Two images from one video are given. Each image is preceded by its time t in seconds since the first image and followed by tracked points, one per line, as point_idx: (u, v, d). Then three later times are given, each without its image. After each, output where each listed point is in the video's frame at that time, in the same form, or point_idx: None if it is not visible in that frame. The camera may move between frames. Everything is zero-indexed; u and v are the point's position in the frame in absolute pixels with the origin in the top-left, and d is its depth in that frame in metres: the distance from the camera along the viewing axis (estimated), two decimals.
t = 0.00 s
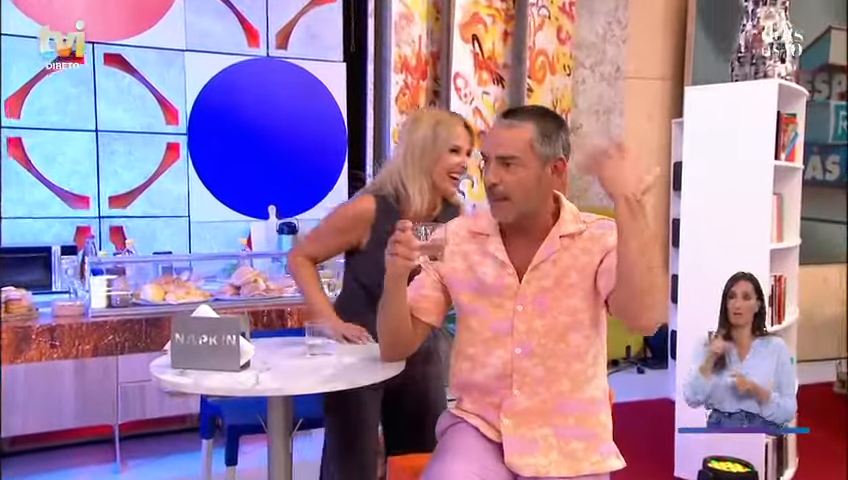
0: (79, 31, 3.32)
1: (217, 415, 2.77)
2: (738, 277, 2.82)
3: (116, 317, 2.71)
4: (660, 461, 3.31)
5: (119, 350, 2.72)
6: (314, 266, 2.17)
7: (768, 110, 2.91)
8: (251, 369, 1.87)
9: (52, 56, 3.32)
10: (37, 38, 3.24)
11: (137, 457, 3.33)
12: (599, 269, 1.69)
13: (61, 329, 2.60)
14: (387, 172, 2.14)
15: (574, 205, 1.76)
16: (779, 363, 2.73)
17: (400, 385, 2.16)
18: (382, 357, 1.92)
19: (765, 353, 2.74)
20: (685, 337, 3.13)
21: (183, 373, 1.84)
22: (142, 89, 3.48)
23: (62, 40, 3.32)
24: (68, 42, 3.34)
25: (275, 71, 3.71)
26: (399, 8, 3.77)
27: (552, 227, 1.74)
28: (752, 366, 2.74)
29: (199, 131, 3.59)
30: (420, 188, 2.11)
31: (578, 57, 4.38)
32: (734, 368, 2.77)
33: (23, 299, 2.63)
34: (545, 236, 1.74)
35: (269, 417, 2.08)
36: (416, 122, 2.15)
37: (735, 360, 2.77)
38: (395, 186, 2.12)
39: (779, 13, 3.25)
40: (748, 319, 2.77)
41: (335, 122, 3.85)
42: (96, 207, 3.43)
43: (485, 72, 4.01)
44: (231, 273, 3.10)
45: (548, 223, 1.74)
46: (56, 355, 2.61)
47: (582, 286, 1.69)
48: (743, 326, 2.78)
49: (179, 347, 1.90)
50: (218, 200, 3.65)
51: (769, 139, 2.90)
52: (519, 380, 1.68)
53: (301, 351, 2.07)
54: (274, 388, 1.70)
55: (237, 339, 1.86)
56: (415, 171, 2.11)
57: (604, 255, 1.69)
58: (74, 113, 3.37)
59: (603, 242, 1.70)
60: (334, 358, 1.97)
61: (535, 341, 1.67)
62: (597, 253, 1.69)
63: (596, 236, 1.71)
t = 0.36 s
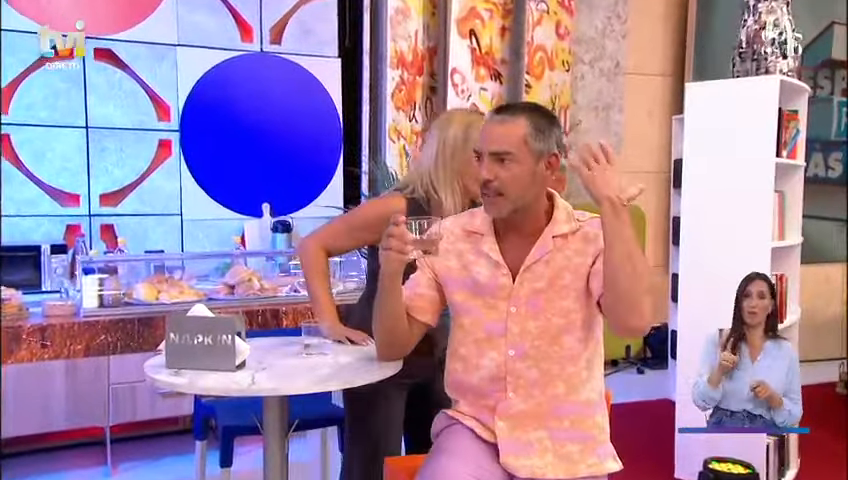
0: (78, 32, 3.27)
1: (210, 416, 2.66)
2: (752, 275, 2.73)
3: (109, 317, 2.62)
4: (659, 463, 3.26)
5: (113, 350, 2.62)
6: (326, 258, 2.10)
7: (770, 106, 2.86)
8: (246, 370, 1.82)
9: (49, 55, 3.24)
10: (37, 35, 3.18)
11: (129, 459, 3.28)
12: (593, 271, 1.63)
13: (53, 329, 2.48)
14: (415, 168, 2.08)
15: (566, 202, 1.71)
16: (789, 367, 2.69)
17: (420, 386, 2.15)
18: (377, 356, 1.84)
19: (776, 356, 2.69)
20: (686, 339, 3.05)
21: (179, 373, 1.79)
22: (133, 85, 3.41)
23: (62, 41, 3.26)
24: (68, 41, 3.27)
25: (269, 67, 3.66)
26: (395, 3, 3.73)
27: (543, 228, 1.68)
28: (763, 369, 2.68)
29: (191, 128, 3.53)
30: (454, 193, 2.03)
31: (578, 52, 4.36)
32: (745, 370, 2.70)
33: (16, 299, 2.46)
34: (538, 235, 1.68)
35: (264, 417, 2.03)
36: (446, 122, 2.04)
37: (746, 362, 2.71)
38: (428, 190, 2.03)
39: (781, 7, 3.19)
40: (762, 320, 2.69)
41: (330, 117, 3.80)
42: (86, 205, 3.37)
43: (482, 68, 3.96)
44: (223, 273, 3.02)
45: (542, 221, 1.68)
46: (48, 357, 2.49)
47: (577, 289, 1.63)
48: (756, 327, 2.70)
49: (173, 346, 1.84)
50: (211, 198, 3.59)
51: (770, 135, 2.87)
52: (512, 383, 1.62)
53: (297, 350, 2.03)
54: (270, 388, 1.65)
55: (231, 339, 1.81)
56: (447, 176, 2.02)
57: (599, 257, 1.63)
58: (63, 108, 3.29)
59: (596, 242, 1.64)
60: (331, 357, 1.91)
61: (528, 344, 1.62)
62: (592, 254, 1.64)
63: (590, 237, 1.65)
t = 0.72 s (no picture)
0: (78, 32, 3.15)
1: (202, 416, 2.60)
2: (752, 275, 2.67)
3: (97, 318, 2.56)
4: (657, 465, 3.21)
5: (102, 350, 2.57)
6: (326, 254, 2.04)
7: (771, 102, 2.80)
8: (239, 370, 1.76)
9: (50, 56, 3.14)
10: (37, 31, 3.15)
11: (118, 462, 3.22)
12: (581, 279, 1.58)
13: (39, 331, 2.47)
14: (422, 172, 2.10)
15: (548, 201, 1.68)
16: (791, 367, 2.64)
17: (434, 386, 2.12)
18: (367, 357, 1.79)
19: (777, 356, 2.65)
20: (683, 340, 3.01)
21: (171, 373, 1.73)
22: (121, 81, 3.35)
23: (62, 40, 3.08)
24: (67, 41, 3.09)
25: (261, 63, 3.60)
26: None
27: (530, 229, 1.63)
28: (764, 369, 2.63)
29: (181, 125, 3.47)
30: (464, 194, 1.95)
31: (574, 48, 4.27)
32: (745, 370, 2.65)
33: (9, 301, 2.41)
34: (525, 235, 1.63)
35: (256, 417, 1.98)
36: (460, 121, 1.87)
37: (746, 361, 2.66)
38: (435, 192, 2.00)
39: (780, 3, 3.14)
40: (763, 318, 2.64)
41: (322, 114, 3.74)
42: (73, 204, 3.31)
43: (477, 63, 3.93)
44: (214, 272, 2.80)
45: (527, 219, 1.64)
46: (35, 358, 2.51)
47: (565, 296, 1.58)
48: (757, 326, 2.65)
49: (165, 346, 1.78)
50: (200, 196, 3.53)
51: (769, 132, 2.79)
52: (499, 391, 1.57)
53: (289, 351, 1.97)
54: (266, 387, 1.60)
55: (225, 338, 1.75)
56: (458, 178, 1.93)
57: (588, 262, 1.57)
58: (50, 104, 3.22)
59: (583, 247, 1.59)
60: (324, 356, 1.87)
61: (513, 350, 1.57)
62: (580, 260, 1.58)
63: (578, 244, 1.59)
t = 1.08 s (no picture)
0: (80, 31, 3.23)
1: (191, 419, 2.54)
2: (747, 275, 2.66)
3: (85, 320, 2.45)
4: (651, 467, 3.18)
5: (90, 353, 2.46)
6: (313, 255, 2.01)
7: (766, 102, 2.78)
8: (230, 372, 1.72)
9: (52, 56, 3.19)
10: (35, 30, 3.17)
11: (106, 466, 3.17)
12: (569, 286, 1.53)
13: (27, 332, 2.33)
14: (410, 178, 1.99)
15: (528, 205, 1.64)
16: (788, 366, 2.60)
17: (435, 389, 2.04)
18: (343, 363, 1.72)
19: (774, 354, 2.61)
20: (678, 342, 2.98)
21: (160, 375, 1.69)
22: (109, 79, 3.30)
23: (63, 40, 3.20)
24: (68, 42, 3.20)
25: (252, 62, 3.56)
26: None
27: (511, 231, 1.60)
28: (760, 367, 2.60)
29: (170, 125, 3.43)
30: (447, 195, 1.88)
31: (566, 46, 4.25)
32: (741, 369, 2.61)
33: None
34: (507, 237, 1.59)
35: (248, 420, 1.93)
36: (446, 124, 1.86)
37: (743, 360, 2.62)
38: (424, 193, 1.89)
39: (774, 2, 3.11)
40: (758, 317, 2.63)
41: (313, 113, 3.70)
42: (60, 204, 3.25)
43: (470, 62, 3.90)
44: (204, 273, 2.75)
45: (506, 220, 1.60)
46: (22, 361, 2.36)
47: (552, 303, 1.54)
48: (752, 325, 2.62)
49: (154, 349, 1.73)
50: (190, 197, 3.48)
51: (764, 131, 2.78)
52: (485, 398, 1.54)
53: (280, 352, 1.92)
54: (258, 388, 1.55)
55: (216, 341, 1.71)
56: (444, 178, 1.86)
57: (575, 267, 1.53)
58: (35, 102, 3.17)
59: (566, 251, 1.55)
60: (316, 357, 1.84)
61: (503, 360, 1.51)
62: (566, 267, 1.54)
63: (561, 248, 1.55)
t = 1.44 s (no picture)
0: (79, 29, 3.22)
1: (184, 419, 2.52)
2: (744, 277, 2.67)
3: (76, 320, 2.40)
4: (644, 465, 3.18)
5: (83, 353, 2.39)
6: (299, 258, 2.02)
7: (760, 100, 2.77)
8: (224, 372, 1.70)
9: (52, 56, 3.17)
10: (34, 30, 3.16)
11: (98, 467, 3.16)
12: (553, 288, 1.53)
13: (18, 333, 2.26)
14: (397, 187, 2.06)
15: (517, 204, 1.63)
16: (784, 362, 2.58)
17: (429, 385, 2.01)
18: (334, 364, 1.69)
19: (770, 352, 2.60)
20: (672, 342, 2.98)
21: (154, 374, 1.68)
22: (100, 77, 3.27)
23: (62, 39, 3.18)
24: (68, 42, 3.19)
25: (245, 61, 3.54)
26: None
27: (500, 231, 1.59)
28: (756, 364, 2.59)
29: (162, 124, 3.41)
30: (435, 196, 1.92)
31: (561, 45, 4.29)
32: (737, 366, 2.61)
33: None
34: (496, 238, 1.58)
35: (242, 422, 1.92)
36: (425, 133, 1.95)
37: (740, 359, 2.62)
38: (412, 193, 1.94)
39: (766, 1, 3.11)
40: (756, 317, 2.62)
41: (306, 112, 3.68)
42: (50, 203, 3.23)
43: (463, 61, 3.89)
44: (197, 273, 2.73)
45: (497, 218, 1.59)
46: (13, 362, 2.28)
47: (539, 305, 1.54)
48: (749, 324, 2.63)
49: (146, 350, 1.72)
50: (183, 196, 3.47)
51: (757, 132, 2.77)
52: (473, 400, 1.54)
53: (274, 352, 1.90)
54: (251, 389, 1.53)
55: (210, 341, 1.70)
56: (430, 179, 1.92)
57: (561, 268, 1.53)
58: (25, 100, 3.14)
59: (554, 252, 1.54)
60: (310, 358, 1.83)
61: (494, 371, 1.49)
62: (552, 268, 1.53)
63: (549, 249, 1.54)
